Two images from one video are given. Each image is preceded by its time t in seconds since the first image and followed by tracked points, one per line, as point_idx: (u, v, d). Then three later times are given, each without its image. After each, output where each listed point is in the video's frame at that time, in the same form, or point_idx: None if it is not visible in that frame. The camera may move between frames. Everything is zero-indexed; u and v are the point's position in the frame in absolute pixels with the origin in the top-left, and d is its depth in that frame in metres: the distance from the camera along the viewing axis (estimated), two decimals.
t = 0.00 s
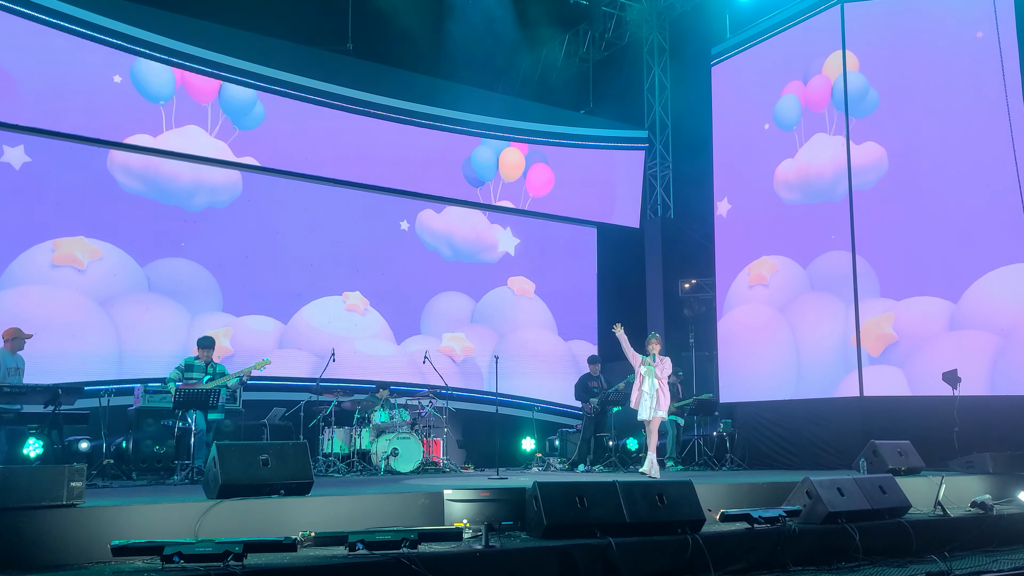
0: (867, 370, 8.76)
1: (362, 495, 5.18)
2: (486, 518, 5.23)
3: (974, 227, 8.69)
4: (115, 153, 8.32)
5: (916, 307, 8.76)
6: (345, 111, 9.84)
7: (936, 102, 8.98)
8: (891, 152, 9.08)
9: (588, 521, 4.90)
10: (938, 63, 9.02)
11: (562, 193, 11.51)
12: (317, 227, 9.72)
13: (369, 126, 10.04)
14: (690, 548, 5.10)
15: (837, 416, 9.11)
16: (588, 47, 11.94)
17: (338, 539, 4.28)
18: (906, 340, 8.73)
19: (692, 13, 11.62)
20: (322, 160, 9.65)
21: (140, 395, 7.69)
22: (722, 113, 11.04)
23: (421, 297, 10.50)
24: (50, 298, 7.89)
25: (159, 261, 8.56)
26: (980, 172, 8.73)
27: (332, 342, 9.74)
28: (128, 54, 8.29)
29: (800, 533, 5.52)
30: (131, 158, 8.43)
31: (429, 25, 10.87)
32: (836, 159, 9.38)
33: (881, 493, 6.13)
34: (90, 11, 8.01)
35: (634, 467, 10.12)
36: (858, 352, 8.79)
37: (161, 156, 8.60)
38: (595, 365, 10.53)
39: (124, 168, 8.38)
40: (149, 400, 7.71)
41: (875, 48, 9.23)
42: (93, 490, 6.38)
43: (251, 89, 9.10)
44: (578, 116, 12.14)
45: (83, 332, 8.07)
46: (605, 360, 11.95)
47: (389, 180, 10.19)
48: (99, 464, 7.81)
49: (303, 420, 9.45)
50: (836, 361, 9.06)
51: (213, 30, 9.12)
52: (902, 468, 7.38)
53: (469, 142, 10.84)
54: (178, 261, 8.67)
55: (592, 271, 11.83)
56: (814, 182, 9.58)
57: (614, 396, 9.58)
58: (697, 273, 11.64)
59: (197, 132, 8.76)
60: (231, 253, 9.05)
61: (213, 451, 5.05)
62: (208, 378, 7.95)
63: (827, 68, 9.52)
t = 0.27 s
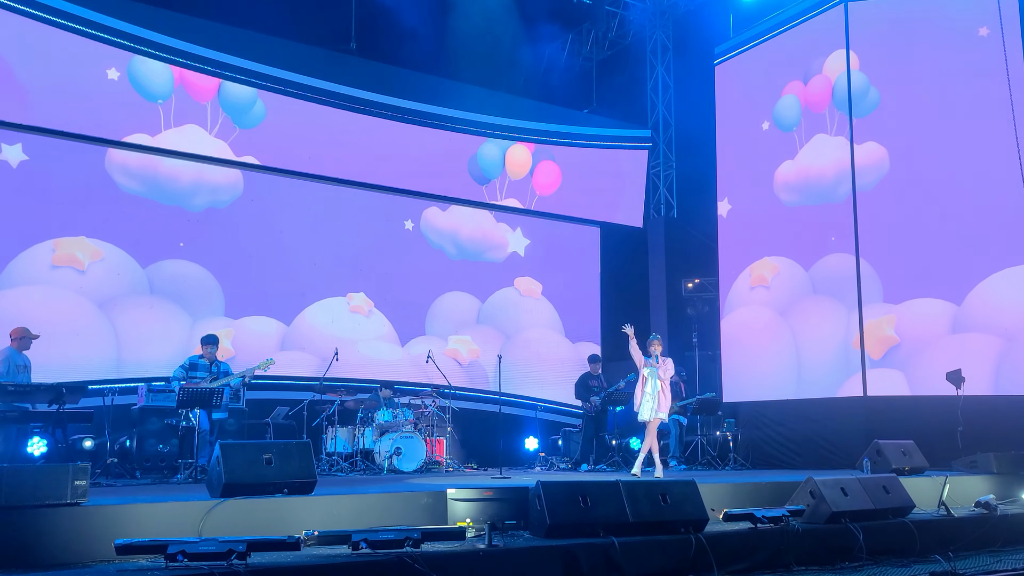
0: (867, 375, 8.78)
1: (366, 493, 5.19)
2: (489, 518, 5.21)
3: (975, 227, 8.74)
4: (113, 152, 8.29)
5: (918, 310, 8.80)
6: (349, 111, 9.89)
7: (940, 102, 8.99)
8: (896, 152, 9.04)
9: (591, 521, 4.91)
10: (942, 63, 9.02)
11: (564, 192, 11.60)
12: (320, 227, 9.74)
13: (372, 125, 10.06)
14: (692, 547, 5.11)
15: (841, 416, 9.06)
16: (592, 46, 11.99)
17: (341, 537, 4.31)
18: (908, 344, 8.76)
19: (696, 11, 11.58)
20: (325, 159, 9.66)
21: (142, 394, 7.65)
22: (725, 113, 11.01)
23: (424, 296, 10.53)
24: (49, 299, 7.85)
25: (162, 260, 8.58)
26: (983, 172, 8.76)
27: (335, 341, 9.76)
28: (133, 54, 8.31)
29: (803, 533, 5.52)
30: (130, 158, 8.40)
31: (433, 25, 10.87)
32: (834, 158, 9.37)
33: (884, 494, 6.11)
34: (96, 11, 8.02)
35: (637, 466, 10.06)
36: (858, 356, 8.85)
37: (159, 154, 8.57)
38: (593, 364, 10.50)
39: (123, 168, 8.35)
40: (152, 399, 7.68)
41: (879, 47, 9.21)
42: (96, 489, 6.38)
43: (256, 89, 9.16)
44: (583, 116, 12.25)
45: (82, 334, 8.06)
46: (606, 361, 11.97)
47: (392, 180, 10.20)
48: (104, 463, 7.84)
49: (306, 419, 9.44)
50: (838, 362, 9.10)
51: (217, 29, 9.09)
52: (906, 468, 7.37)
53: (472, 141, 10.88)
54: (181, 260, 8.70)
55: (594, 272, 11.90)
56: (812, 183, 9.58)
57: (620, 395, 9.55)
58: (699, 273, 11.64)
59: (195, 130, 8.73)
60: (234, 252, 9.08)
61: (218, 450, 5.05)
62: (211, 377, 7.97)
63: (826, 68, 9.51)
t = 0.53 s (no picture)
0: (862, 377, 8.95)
1: (369, 494, 5.19)
2: (492, 518, 5.27)
3: (978, 227, 8.75)
4: (111, 155, 8.30)
5: (921, 310, 8.85)
6: (352, 112, 9.91)
7: (942, 103, 9.02)
8: (898, 152, 9.09)
9: (595, 521, 4.90)
10: (945, 64, 9.05)
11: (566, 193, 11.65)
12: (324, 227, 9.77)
13: (376, 126, 10.09)
14: (695, 548, 5.10)
15: (844, 415, 9.08)
16: (595, 47, 11.90)
17: (344, 538, 4.31)
18: (910, 347, 8.82)
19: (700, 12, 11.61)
20: (329, 160, 9.69)
21: (146, 395, 7.70)
22: (729, 116, 11.17)
23: (428, 296, 10.55)
24: (48, 302, 7.86)
25: (166, 260, 8.61)
26: (987, 173, 8.76)
27: (339, 341, 9.78)
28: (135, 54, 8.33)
29: (807, 533, 5.52)
30: (128, 160, 8.40)
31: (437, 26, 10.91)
32: (834, 161, 9.50)
33: (888, 494, 6.10)
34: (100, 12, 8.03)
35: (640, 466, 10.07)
36: (856, 359, 9.01)
37: (158, 155, 8.58)
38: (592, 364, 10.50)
39: (120, 171, 8.35)
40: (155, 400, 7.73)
41: (881, 48, 9.26)
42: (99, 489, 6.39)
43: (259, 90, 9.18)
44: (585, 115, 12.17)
45: (82, 335, 8.07)
46: (609, 360, 11.91)
47: (396, 180, 10.23)
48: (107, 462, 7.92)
49: (309, 419, 9.40)
50: (835, 367, 9.26)
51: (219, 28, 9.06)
52: (909, 468, 7.36)
53: (475, 142, 10.91)
54: (185, 260, 8.73)
55: (596, 273, 11.96)
56: (812, 187, 9.73)
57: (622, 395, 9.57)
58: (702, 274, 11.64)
59: (193, 132, 8.73)
60: (238, 252, 9.11)
61: (222, 450, 5.09)
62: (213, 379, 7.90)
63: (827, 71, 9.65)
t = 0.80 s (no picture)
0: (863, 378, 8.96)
1: (371, 494, 5.18)
2: (494, 518, 5.26)
3: (981, 227, 8.72)
4: (108, 158, 8.31)
5: (922, 311, 8.83)
6: (354, 111, 9.95)
7: (944, 102, 9.03)
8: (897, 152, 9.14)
9: (596, 521, 4.90)
10: (946, 65, 9.07)
11: (567, 193, 11.68)
12: (326, 227, 9.79)
13: (378, 126, 10.12)
14: (697, 548, 5.08)
15: (845, 417, 9.12)
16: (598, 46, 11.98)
17: (346, 538, 4.31)
18: (910, 347, 8.80)
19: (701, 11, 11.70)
20: (330, 160, 9.71)
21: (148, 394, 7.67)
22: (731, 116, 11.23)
23: (430, 296, 10.55)
24: (43, 304, 7.86)
25: (167, 259, 8.65)
26: (988, 172, 8.75)
27: (340, 340, 9.78)
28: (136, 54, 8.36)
29: (809, 534, 5.51)
30: (124, 163, 8.40)
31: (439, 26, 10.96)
32: (834, 168, 9.57)
33: (889, 495, 6.09)
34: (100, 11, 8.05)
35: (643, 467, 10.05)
36: (853, 361, 9.07)
37: (154, 156, 8.59)
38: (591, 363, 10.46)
39: (116, 175, 8.35)
40: (158, 399, 7.70)
41: (880, 49, 9.32)
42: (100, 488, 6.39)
43: (260, 89, 9.22)
44: (588, 116, 12.01)
45: (80, 338, 8.08)
46: (610, 360, 11.88)
47: (397, 180, 10.25)
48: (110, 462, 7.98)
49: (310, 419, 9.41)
50: (834, 369, 9.31)
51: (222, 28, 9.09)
52: (911, 468, 7.35)
53: (477, 142, 10.93)
54: (187, 260, 8.77)
55: (598, 273, 11.93)
56: (811, 192, 9.82)
57: (622, 395, 9.66)
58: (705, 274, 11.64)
59: (192, 138, 8.77)
60: (240, 252, 9.14)
61: (225, 450, 5.08)
62: (215, 377, 7.90)
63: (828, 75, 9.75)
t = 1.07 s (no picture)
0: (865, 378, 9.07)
1: (374, 494, 5.18)
2: (497, 518, 5.24)
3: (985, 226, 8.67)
4: (105, 161, 8.28)
5: (928, 310, 8.80)
6: (357, 111, 9.97)
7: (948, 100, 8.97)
8: (899, 152, 9.18)
9: (599, 521, 4.90)
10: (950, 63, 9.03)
11: (571, 193, 11.61)
12: (329, 226, 9.80)
13: (381, 125, 10.13)
14: (700, 548, 5.08)
15: (850, 416, 9.14)
16: (601, 45, 11.93)
17: (349, 538, 4.32)
18: (912, 349, 8.82)
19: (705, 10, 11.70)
20: (334, 159, 9.73)
21: (151, 394, 7.61)
22: (734, 117, 11.28)
23: (433, 296, 10.55)
24: (42, 306, 7.84)
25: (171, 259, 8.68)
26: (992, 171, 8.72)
27: (344, 340, 9.78)
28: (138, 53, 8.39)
29: (811, 534, 5.50)
30: (122, 167, 8.37)
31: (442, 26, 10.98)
32: (833, 172, 9.74)
33: (893, 495, 6.08)
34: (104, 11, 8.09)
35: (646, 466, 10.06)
36: (854, 362, 9.19)
37: (151, 157, 8.57)
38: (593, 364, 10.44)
39: (114, 178, 8.31)
40: (161, 399, 7.67)
41: (883, 48, 9.35)
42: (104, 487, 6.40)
43: (263, 89, 9.25)
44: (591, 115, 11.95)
45: (75, 338, 8.03)
46: (613, 355, 11.83)
47: (400, 179, 10.25)
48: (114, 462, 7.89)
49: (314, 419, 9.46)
50: (834, 370, 9.47)
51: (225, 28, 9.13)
52: (914, 468, 7.34)
53: (480, 141, 10.92)
54: (190, 260, 8.79)
55: (602, 268, 11.85)
56: (810, 195, 9.97)
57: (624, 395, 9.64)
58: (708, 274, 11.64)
59: (192, 141, 8.79)
60: (244, 252, 9.17)
61: (225, 449, 5.14)
62: (217, 376, 7.93)
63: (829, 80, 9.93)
